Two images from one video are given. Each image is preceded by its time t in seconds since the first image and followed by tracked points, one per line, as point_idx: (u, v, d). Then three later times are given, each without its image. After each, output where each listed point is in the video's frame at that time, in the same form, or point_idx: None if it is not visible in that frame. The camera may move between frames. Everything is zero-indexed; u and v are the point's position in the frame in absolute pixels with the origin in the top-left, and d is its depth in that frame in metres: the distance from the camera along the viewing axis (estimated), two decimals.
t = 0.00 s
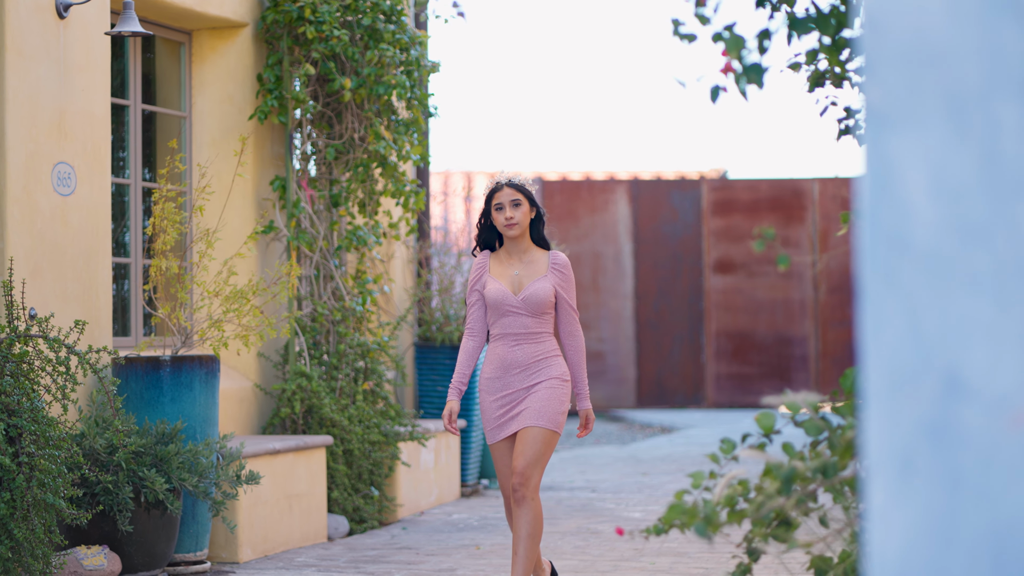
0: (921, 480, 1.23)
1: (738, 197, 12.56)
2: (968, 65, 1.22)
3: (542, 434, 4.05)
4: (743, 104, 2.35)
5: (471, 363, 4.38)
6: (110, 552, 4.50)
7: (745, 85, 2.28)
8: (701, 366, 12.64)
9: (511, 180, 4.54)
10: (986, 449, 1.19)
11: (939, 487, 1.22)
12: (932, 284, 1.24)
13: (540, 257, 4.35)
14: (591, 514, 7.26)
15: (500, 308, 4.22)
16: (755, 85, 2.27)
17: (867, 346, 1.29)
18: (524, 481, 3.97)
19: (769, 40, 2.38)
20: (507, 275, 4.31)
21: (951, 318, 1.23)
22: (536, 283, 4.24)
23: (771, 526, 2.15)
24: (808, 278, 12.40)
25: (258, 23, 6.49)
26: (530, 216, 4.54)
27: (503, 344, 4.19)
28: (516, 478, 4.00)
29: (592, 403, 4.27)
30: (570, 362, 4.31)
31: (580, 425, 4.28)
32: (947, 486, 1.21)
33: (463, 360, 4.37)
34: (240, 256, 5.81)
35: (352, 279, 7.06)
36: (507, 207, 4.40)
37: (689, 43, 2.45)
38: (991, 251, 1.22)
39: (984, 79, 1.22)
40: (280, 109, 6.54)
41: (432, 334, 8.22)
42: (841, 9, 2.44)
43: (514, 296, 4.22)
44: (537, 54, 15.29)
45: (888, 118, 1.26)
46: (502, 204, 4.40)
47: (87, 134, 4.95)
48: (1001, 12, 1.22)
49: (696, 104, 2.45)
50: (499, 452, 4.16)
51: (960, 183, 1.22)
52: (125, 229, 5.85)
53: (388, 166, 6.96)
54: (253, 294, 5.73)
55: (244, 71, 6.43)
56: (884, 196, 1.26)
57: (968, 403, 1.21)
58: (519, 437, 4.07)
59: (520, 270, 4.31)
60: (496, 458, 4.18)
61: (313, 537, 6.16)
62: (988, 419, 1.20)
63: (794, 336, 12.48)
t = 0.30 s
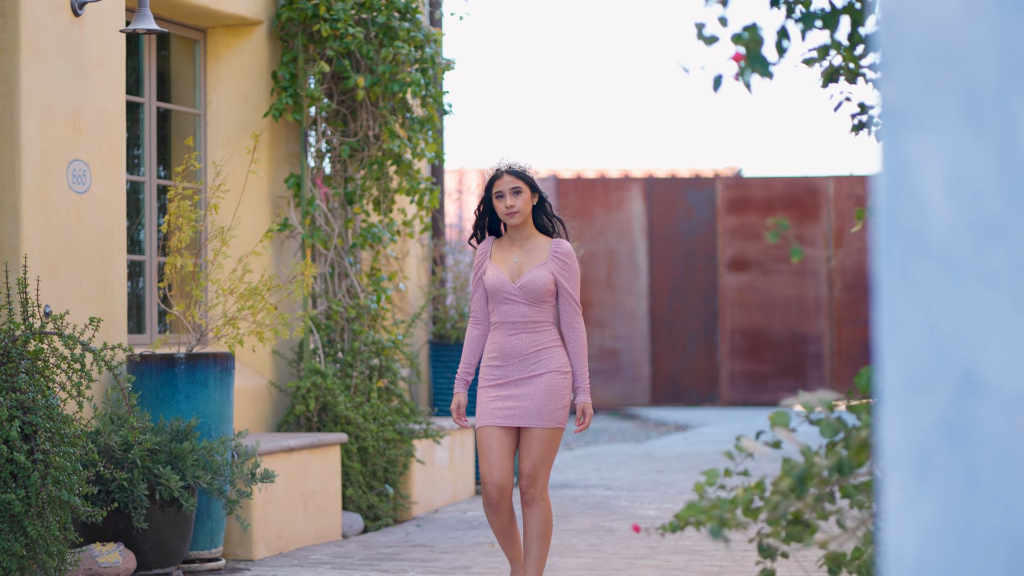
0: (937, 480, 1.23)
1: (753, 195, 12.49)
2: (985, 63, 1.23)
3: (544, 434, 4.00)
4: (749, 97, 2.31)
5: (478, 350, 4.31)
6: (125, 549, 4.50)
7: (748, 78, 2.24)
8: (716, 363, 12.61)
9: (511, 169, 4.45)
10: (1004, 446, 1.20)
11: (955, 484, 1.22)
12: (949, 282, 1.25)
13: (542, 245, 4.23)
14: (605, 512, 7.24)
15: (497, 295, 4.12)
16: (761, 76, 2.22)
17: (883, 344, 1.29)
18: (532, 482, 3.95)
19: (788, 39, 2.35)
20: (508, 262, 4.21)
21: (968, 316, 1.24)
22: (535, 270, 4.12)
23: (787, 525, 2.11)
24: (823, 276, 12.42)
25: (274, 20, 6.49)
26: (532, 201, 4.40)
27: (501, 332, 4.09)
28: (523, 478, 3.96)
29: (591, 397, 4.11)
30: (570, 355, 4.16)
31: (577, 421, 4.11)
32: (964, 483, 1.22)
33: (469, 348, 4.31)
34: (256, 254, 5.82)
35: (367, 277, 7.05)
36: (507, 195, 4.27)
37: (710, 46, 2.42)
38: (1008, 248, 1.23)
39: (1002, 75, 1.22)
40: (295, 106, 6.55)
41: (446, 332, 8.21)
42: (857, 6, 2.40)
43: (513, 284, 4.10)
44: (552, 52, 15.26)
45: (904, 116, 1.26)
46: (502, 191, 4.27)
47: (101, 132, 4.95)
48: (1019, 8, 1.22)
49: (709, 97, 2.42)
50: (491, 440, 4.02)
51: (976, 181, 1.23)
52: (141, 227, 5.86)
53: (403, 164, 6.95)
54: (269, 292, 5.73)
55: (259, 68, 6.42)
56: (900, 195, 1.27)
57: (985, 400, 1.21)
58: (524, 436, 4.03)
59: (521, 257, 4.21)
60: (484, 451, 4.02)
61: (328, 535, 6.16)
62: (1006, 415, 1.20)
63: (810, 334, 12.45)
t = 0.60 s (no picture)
0: (955, 474, 1.27)
1: (770, 190, 12.40)
2: (1003, 58, 1.26)
3: (550, 437, 3.94)
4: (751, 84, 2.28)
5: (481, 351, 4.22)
6: (142, 544, 4.51)
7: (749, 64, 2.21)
8: (732, 360, 12.55)
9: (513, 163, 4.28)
10: (1020, 440, 1.23)
11: (974, 476, 1.25)
12: (967, 278, 1.27)
13: (546, 240, 4.13)
14: (622, 508, 7.21)
15: (501, 292, 4.04)
16: (758, 64, 2.20)
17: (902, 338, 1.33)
18: (545, 484, 3.91)
19: (802, 32, 2.31)
20: (511, 259, 4.12)
21: (985, 312, 1.27)
22: (538, 267, 4.03)
23: (803, 519, 2.12)
24: (841, 272, 12.30)
25: (291, 16, 6.48)
26: (535, 198, 4.30)
27: (505, 330, 4.02)
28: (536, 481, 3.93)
29: (587, 387, 3.86)
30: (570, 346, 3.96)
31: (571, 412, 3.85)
32: (983, 475, 1.25)
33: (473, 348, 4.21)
34: (273, 249, 5.81)
35: (384, 273, 7.03)
36: (509, 191, 4.19)
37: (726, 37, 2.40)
38: None
39: (1021, 70, 1.25)
40: (312, 103, 6.52)
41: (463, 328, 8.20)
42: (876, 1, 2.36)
43: (516, 282, 4.02)
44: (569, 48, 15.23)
45: (923, 112, 1.30)
46: (503, 188, 4.19)
47: (118, 127, 4.96)
48: None
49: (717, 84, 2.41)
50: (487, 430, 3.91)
51: (996, 177, 1.26)
52: (158, 222, 5.87)
53: (420, 160, 6.93)
54: (285, 287, 5.74)
55: (276, 64, 6.42)
56: (919, 191, 1.30)
57: (1001, 394, 1.24)
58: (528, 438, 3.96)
59: (524, 253, 4.11)
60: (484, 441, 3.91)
61: (345, 531, 6.16)
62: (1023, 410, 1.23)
63: (827, 330, 12.36)
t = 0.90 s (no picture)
0: (971, 474, 1.20)
1: (786, 187, 12.16)
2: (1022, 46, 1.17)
3: (550, 449, 3.85)
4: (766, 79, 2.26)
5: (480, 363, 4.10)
6: (157, 540, 4.52)
7: (764, 59, 2.19)
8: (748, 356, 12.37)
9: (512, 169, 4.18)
10: None
11: (992, 479, 1.18)
12: (986, 275, 1.20)
13: (546, 247, 3.99)
14: (637, 504, 7.19)
15: (501, 304, 3.92)
16: (773, 60, 2.18)
17: (921, 337, 1.26)
18: (549, 495, 3.84)
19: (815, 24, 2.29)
20: (511, 269, 3.99)
21: (1004, 311, 1.18)
22: (539, 277, 3.90)
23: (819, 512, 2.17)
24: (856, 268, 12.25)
25: (306, 12, 6.47)
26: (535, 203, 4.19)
27: (504, 342, 3.89)
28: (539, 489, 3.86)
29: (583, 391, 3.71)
30: (569, 354, 3.79)
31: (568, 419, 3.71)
32: (1000, 479, 1.18)
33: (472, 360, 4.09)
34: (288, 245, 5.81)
35: (399, 269, 7.02)
36: (507, 198, 4.08)
37: (738, 27, 2.36)
38: None
39: None
40: (327, 98, 6.51)
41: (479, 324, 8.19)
42: None
43: (517, 293, 3.90)
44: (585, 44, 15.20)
45: (939, 107, 1.23)
46: (501, 194, 4.09)
47: (134, 124, 4.96)
48: None
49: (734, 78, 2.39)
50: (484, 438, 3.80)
51: (1015, 170, 1.17)
52: (173, 218, 5.87)
53: (436, 156, 6.93)
54: (301, 283, 5.74)
55: (292, 61, 6.41)
56: (935, 186, 1.23)
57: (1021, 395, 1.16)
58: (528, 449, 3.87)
59: (524, 263, 3.98)
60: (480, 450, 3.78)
61: (360, 527, 6.15)
62: None
63: (843, 326, 12.24)
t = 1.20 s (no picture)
0: (1000, 468, 1.19)
1: (813, 182, 12.15)
2: None
3: (559, 444, 3.71)
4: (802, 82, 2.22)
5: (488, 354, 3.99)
6: (185, 535, 4.53)
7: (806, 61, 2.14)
8: (775, 351, 12.40)
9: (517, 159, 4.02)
10: None
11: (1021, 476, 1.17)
12: (1012, 272, 1.17)
13: (557, 235, 3.89)
14: (664, 499, 7.14)
15: (515, 293, 3.80)
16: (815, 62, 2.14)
17: (952, 331, 1.25)
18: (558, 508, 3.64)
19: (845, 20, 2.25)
20: (523, 258, 3.87)
21: None
22: (553, 265, 3.79)
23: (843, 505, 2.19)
24: (883, 263, 12.17)
25: (332, 7, 6.45)
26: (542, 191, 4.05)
27: (517, 332, 3.78)
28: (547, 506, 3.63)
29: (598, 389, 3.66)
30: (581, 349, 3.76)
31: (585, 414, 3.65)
32: None
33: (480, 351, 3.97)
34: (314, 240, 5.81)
35: (425, 264, 7.01)
36: (515, 187, 3.93)
37: (764, 21, 2.32)
38: None
39: None
40: (354, 93, 6.47)
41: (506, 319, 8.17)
42: None
43: (531, 282, 3.79)
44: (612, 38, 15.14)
45: (968, 102, 1.21)
46: (509, 184, 3.93)
47: (161, 118, 4.96)
48: None
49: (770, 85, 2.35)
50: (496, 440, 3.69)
51: None
52: (200, 213, 5.88)
53: (462, 151, 6.89)
54: (328, 278, 5.73)
55: (319, 55, 6.41)
56: (964, 181, 1.22)
57: None
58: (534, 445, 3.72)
59: (536, 252, 3.88)
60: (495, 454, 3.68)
61: (387, 521, 6.15)
62: None
63: (870, 321, 12.18)
